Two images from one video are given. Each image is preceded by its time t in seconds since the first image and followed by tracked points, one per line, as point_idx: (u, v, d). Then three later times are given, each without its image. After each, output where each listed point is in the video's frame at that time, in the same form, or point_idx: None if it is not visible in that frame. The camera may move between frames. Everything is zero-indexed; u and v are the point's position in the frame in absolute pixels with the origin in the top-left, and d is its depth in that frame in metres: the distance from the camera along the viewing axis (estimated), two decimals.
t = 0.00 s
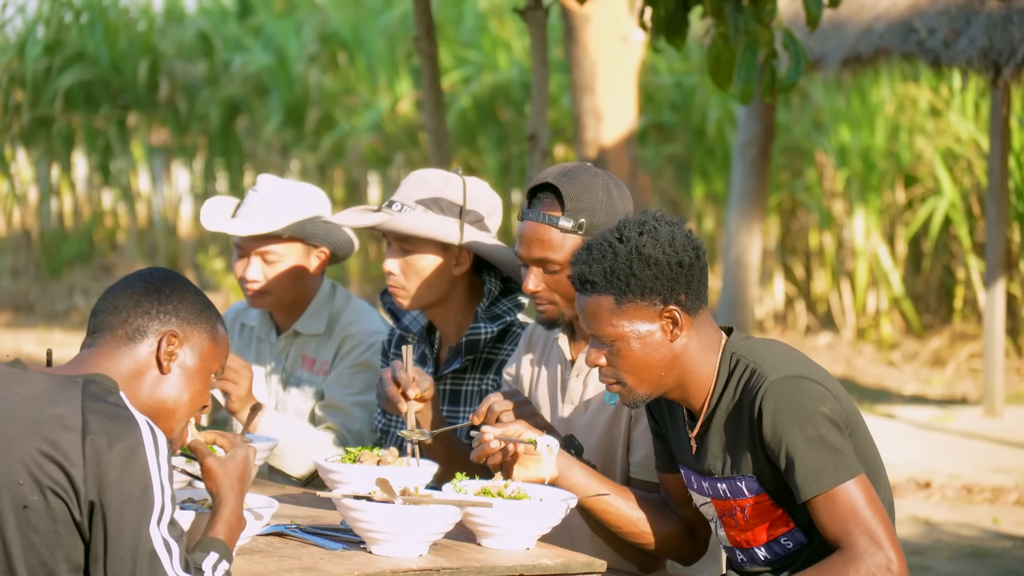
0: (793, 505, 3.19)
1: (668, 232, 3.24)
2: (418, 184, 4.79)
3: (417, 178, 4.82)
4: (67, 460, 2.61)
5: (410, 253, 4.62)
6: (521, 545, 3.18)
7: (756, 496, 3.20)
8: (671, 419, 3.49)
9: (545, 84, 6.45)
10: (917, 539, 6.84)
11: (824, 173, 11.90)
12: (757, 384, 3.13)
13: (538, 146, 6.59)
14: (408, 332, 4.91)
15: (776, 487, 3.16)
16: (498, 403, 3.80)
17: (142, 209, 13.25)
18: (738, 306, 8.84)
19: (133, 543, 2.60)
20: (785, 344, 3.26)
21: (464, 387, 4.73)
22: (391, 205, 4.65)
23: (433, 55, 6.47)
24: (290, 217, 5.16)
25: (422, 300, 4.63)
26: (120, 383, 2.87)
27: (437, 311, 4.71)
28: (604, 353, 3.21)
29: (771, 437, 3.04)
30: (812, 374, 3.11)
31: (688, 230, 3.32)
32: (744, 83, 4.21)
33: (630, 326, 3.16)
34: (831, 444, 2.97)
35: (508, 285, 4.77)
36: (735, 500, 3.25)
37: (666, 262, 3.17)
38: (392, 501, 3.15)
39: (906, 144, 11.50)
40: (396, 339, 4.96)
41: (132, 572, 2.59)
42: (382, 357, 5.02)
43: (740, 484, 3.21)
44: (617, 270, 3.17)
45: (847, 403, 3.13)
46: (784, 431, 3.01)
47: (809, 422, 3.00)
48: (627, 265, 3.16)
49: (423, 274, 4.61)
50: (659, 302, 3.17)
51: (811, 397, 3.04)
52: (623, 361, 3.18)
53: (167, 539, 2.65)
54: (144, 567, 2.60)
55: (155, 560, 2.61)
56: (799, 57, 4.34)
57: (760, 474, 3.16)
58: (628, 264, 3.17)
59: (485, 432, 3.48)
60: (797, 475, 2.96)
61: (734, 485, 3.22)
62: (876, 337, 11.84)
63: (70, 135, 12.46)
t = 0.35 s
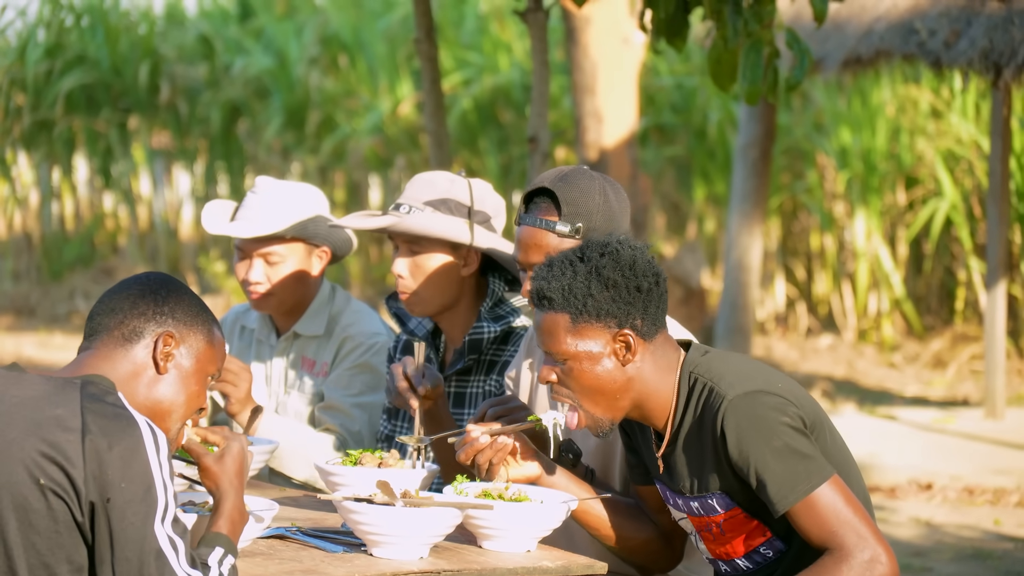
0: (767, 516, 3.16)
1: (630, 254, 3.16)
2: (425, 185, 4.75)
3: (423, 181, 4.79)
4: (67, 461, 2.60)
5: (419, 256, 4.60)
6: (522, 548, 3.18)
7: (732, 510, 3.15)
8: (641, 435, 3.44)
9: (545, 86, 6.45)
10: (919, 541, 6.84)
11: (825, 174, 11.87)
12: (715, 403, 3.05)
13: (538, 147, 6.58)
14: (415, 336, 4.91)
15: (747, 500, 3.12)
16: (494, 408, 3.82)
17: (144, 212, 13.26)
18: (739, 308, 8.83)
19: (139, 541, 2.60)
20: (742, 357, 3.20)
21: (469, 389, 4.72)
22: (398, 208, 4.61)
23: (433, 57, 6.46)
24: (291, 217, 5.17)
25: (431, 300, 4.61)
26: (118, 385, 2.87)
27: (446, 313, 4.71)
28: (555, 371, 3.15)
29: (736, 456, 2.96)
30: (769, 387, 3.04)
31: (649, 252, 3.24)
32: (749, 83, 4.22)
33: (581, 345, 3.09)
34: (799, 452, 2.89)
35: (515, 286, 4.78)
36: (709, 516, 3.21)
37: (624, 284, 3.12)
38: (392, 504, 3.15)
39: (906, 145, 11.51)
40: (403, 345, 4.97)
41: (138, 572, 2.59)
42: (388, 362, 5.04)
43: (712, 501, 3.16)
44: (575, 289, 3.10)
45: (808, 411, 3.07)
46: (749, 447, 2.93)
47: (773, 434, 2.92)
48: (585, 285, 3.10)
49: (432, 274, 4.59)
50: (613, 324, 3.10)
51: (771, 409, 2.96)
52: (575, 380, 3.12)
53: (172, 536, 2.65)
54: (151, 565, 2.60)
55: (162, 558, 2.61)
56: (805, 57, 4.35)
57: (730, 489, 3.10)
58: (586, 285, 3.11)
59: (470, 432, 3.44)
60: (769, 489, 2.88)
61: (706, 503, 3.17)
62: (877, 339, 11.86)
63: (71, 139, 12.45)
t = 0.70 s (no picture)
0: (750, 519, 3.15)
1: (598, 271, 3.17)
2: (442, 186, 4.71)
3: (440, 181, 4.72)
4: (71, 461, 2.61)
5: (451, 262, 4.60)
6: (524, 549, 3.18)
7: (716, 517, 3.13)
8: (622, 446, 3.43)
9: (547, 88, 6.46)
10: (921, 542, 6.83)
11: (827, 175, 11.84)
12: (693, 415, 3.03)
13: (540, 149, 6.58)
14: (418, 337, 4.88)
15: (731, 506, 3.11)
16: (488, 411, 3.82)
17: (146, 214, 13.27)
18: (741, 309, 8.83)
19: (145, 540, 2.60)
20: (716, 365, 3.19)
21: (474, 387, 4.68)
22: (432, 210, 4.58)
23: (435, 59, 6.46)
24: (291, 210, 5.16)
25: (459, 303, 4.57)
26: (119, 385, 2.88)
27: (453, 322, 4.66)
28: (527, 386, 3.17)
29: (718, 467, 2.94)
30: (745, 395, 3.03)
31: (624, 267, 3.24)
32: (751, 87, 4.22)
33: (547, 361, 3.11)
34: (782, 456, 2.88)
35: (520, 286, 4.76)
36: (694, 524, 3.19)
37: (588, 303, 3.10)
38: (393, 505, 3.15)
39: (909, 147, 11.51)
40: (403, 347, 4.92)
41: (144, 570, 2.59)
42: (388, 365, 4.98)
43: (694, 508, 3.14)
44: (540, 303, 3.12)
45: (786, 416, 3.07)
46: (731, 458, 2.91)
47: (753, 443, 2.91)
48: (549, 300, 3.11)
49: (460, 274, 4.59)
50: (579, 341, 3.09)
51: (749, 418, 2.95)
52: (544, 393, 3.14)
53: (178, 534, 2.65)
54: (157, 564, 2.59)
55: (168, 556, 2.61)
56: (806, 60, 4.35)
57: (713, 497, 3.09)
58: (551, 299, 3.11)
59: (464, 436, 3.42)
60: (755, 497, 2.86)
61: (690, 511, 3.15)
62: (879, 340, 11.86)
63: (73, 141, 12.46)
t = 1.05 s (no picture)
0: (756, 517, 3.16)
1: (616, 250, 3.21)
2: (463, 189, 4.72)
3: (455, 184, 4.74)
4: (70, 461, 2.61)
5: (468, 261, 4.58)
6: (524, 549, 3.18)
7: (722, 513, 3.15)
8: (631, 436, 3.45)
9: (546, 88, 6.46)
10: (921, 542, 6.83)
11: (826, 176, 11.85)
12: (704, 407, 3.04)
13: (539, 150, 6.58)
14: (418, 335, 4.91)
15: (737, 502, 3.13)
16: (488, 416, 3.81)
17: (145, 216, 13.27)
18: (742, 310, 8.82)
19: (147, 539, 2.60)
20: (729, 360, 3.19)
21: (473, 387, 4.67)
22: (455, 214, 4.59)
23: (434, 59, 6.45)
24: (289, 202, 5.15)
25: (473, 305, 4.59)
26: (118, 386, 2.88)
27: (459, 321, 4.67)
28: (545, 369, 3.18)
29: (726, 461, 2.95)
30: (757, 390, 3.04)
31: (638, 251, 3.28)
32: (745, 85, 4.15)
33: (567, 340, 3.12)
34: (790, 454, 2.89)
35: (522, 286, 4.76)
36: (699, 520, 3.21)
37: (609, 278, 3.15)
38: (393, 506, 3.14)
39: (908, 147, 11.51)
40: (402, 344, 4.95)
41: (147, 570, 2.60)
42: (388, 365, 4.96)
43: (700, 503, 3.16)
44: (560, 282, 3.14)
45: (798, 411, 3.06)
46: (739, 452, 2.92)
47: (762, 439, 2.92)
48: (569, 278, 3.14)
49: (478, 275, 4.58)
50: (600, 317, 3.11)
51: (760, 413, 2.96)
52: (561, 374, 3.13)
53: (180, 533, 2.66)
54: (161, 563, 2.60)
55: (171, 555, 2.61)
56: (801, 60, 4.31)
57: (720, 492, 3.10)
58: (571, 277, 3.15)
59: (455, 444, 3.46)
60: (760, 494, 2.88)
61: (696, 506, 3.18)
62: (879, 341, 11.85)
63: (73, 143, 12.45)
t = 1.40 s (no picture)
0: (783, 508, 3.18)
1: (659, 233, 3.22)
2: (503, 199, 4.61)
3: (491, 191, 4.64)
4: (68, 461, 2.61)
5: (503, 273, 4.48)
6: (524, 550, 3.17)
7: (747, 501, 3.17)
8: (662, 421, 3.45)
9: (545, 88, 6.46)
10: (921, 542, 6.82)
11: (826, 176, 11.85)
12: (743, 390, 3.08)
13: (539, 150, 6.57)
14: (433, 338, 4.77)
15: (766, 492, 3.15)
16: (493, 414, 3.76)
17: (145, 217, 13.27)
18: (741, 310, 8.83)
19: (147, 539, 2.59)
20: (768, 347, 3.23)
21: (486, 398, 4.56)
22: (496, 225, 4.51)
23: (433, 59, 6.44)
24: (293, 201, 5.16)
25: (501, 315, 4.51)
26: (116, 387, 2.87)
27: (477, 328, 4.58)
28: (595, 356, 3.16)
29: (762, 443, 3.00)
30: (797, 376, 3.08)
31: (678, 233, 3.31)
32: (750, 86, 4.17)
33: (621, 326, 3.12)
34: (824, 445, 2.94)
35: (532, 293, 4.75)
36: (726, 506, 3.23)
37: (659, 260, 3.16)
38: (394, 506, 3.14)
39: (908, 146, 11.51)
40: (407, 342, 4.89)
41: (147, 569, 2.59)
42: (391, 361, 4.90)
43: (729, 489, 3.18)
44: (610, 268, 3.13)
45: (834, 403, 3.10)
46: (776, 436, 2.97)
47: (800, 425, 2.97)
48: (620, 263, 3.13)
49: (510, 286, 4.48)
50: (652, 301, 3.14)
51: (800, 400, 3.00)
52: (613, 361, 3.14)
53: (180, 532, 2.64)
54: (161, 563, 2.59)
55: (171, 555, 2.60)
56: (805, 60, 4.33)
57: (750, 479, 3.13)
58: (621, 263, 3.14)
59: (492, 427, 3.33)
60: (791, 480, 2.92)
61: (724, 491, 3.20)
62: (879, 340, 11.83)
63: (72, 143, 12.45)
